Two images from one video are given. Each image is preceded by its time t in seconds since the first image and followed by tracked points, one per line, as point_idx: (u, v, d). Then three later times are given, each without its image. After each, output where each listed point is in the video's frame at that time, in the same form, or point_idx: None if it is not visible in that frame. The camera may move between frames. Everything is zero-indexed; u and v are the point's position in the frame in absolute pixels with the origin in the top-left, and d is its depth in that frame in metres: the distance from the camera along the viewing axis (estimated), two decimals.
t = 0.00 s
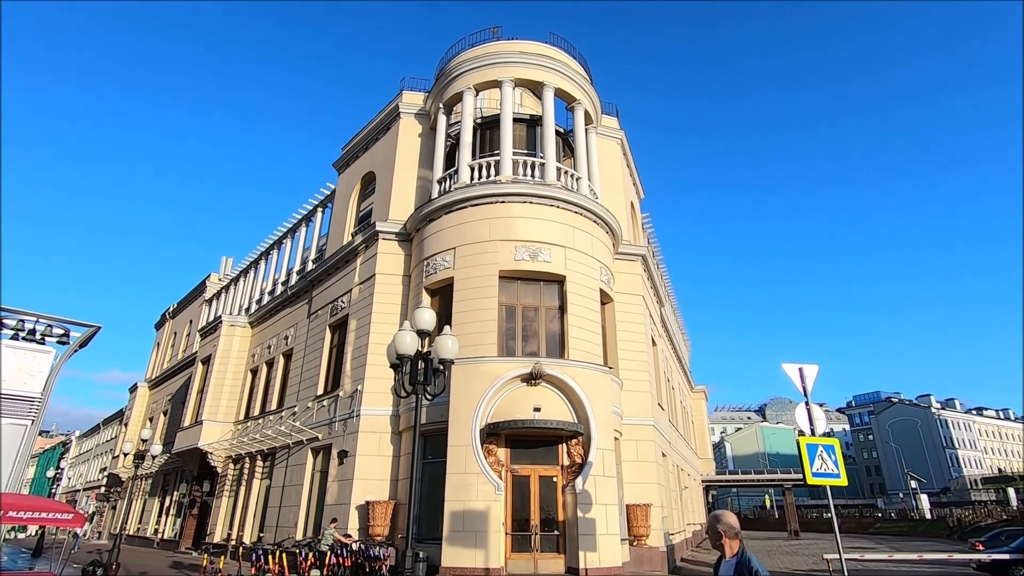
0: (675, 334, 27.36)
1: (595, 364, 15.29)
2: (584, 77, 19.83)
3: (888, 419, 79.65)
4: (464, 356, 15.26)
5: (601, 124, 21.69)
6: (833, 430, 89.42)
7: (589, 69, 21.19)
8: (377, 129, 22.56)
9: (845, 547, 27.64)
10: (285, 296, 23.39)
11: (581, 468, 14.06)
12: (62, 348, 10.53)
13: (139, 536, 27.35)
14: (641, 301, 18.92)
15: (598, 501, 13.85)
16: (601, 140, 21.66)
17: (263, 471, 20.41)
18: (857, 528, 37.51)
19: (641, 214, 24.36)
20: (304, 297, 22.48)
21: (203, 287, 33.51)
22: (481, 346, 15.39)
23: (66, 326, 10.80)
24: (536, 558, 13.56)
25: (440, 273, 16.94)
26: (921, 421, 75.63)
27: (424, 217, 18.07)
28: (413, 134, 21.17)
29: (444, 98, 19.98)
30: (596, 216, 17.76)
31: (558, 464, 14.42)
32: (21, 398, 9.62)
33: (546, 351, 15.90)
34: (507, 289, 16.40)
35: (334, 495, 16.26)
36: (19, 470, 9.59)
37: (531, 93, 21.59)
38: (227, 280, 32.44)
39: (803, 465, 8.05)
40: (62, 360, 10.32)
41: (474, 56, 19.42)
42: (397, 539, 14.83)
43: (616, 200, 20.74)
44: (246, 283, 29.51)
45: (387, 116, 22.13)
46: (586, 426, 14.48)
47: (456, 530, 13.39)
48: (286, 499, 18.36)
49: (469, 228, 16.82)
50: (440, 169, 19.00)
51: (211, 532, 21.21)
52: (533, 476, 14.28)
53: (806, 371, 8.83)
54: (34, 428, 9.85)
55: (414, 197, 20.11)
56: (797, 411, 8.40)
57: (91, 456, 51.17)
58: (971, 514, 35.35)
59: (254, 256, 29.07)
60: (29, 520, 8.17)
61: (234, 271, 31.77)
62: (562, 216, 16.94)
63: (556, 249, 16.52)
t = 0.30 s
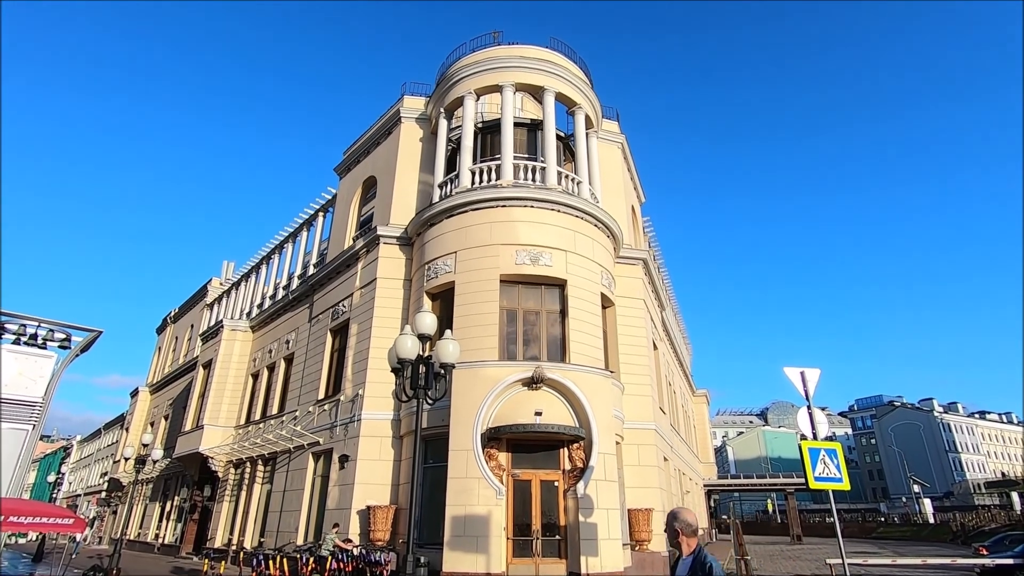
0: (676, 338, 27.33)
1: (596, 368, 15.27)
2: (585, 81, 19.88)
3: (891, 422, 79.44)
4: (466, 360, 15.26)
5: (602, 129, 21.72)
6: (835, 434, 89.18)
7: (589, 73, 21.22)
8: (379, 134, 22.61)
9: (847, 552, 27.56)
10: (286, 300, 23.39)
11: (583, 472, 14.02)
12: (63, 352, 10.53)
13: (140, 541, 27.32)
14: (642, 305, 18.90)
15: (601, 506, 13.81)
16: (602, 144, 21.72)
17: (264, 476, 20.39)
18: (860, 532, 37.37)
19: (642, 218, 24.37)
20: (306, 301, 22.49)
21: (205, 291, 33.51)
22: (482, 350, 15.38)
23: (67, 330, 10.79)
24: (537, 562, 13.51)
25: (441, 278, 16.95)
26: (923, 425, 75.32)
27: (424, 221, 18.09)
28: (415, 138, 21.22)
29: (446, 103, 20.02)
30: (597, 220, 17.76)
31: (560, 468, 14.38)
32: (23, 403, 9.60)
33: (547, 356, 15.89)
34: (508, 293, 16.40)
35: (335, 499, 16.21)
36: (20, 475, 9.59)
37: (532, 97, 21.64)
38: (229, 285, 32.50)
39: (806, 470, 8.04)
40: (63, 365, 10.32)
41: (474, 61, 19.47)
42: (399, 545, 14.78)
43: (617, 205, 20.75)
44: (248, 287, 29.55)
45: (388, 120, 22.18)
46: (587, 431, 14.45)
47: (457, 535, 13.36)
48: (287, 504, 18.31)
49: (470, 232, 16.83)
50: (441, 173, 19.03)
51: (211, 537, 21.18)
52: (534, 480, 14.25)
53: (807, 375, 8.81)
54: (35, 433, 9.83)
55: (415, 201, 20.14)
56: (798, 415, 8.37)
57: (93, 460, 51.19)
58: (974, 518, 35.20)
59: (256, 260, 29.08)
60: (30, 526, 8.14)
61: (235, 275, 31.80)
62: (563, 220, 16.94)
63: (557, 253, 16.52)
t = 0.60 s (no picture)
0: (677, 341, 27.31)
1: (597, 371, 15.26)
2: (585, 85, 19.93)
3: (892, 425, 79.30)
4: (467, 363, 15.25)
5: (602, 131, 21.75)
6: (837, 437, 88.99)
7: (589, 76, 21.26)
8: (379, 137, 22.66)
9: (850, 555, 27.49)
10: (287, 303, 23.40)
11: (584, 476, 13.99)
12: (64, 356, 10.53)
13: (140, 545, 27.30)
14: (643, 308, 18.88)
15: (602, 509, 13.79)
16: (602, 147, 21.76)
17: (264, 479, 20.37)
18: (862, 536, 37.25)
19: (643, 220, 24.36)
20: (306, 304, 22.49)
21: (206, 294, 33.50)
22: (483, 353, 15.37)
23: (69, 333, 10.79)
24: (538, 566, 13.47)
25: (442, 280, 16.95)
26: (925, 427, 75.13)
27: (425, 224, 18.10)
28: (415, 142, 21.26)
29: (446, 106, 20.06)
30: (598, 223, 17.76)
31: (560, 471, 14.35)
32: (25, 406, 9.60)
33: (548, 359, 15.88)
34: (509, 296, 16.40)
35: (336, 502, 16.16)
36: (21, 479, 9.57)
37: (532, 100, 21.68)
38: (229, 288, 32.53)
39: (807, 472, 8.02)
40: (65, 369, 10.32)
41: (475, 64, 19.52)
42: (399, 548, 14.75)
43: (617, 207, 20.76)
44: (248, 290, 29.57)
45: (388, 124, 22.22)
46: (588, 434, 14.43)
47: (458, 538, 13.33)
48: (287, 507, 18.28)
49: (471, 235, 16.84)
50: (442, 176, 19.06)
51: (211, 541, 21.16)
52: (535, 483, 14.23)
53: (808, 377, 8.80)
54: (36, 436, 9.82)
55: (415, 205, 20.16)
56: (799, 417, 8.36)
57: (93, 464, 51.07)
58: (977, 522, 35.12)
59: (257, 263, 29.08)
60: (30, 529, 8.12)
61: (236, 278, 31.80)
62: (564, 223, 16.95)
63: (557, 256, 16.52)
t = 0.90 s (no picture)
0: (677, 343, 27.26)
1: (597, 373, 15.25)
2: (585, 87, 19.94)
3: (894, 427, 79.15)
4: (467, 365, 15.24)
5: (602, 134, 21.78)
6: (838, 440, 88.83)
7: (589, 79, 21.28)
8: (379, 140, 22.70)
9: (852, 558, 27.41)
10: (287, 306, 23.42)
11: (585, 479, 13.98)
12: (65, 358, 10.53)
13: (140, 548, 27.29)
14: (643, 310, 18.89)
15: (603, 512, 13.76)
16: (603, 150, 21.78)
17: (265, 482, 20.36)
18: (864, 538, 37.15)
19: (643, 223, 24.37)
20: (307, 307, 22.50)
21: (206, 297, 33.52)
22: (483, 356, 15.37)
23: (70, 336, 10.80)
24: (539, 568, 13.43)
25: (442, 283, 16.96)
26: (927, 430, 75.01)
27: (426, 227, 18.12)
28: (416, 145, 21.29)
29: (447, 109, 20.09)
30: (599, 225, 17.77)
31: (561, 474, 14.33)
32: (26, 410, 9.61)
33: (549, 361, 15.87)
34: (509, 298, 16.40)
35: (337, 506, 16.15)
36: (21, 482, 9.56)
37: (533, 103, 21.71)
38: (230, 291, 32.56)
39: (808, 475, 8.00)
40: (65, 372, 10.32)
41: (475, 67, 19.55)
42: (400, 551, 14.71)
43: (618, 210, 20.77)
44: (249, 293, 29.59)
45: (388, 127, 22.26)
46: (589, 437, 14.42)
47: (459, 541, 13.31)
48: (288, 510, 18.26)
49: (471, 237, 16.85)
50: (442, 179, 19.08)
51: (212, 544, 21.14)
52: (535, 486, 14.19)
53: (809, 379, 8.79)
54: (36, 439, 9.83)
55: (416, 208, 20.17)
56: (801, 420, 8.34)
57: (93, 467, 51.01)
58: (979, 524, 35.04)
59: (258, 266, 29.10)
60: (31, 532, 8.14)
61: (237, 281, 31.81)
62: (564, 225, 16.95)
63: (558, 258, 16.52)
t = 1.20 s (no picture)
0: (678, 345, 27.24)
1: (597, 376, 15.24)
2: (586, 90, 19.98)
3: (896, 429, 79.01)
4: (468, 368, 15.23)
5: (603, 136, 21.83)
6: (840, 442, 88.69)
7: (590, 81, 21.32)
8: (380, 143, 22.72)
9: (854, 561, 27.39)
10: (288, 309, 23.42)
11: (586, 481, 13.96)
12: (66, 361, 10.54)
13: (141, 551, 27.25)
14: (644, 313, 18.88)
15: (603, 514, 13.72)
16: (603, 152, 21.81)
17: (265, 485, 20.35)
18: (866, 541, 37.06)
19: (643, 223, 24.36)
20: (308, 309, 22.50)
21: (207, 300, 33.51)
22: (485, 358, 15.35)
23: (70, 339, 10.81)
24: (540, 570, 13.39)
25: (443, 286, 16.96)
26: (928, 432, 74.98)
27: (426, 229, 18.13)
28: (417, 147, 21.31)
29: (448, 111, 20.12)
30: (599, 227, 17.79)
31: (562, 476, 14.33)
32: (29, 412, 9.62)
33: (549, 364, 15.84)
34: (511, 301, 16.40)
35: (336, 508, 16.16)
36: (21, 485, 9.55)
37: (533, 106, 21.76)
38: (231, 293, 32.56)
39: (810, 478, 7.97)
40: (67, 375, 10.32)
41: (476, 70, 19.58)
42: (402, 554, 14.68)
43: (619, 212, 20.77)
44: (250, 296, 29.58)
45: (389, 131, 22.31)
46: (590, 440, 14.39)
47: (459, 544, 13.28)
48: (289, 512, 18.23)
49: (472, 240, 16.86)
50: (443, 181, 19.09)
51: (212, 547, 21.12)
52: (536, 489, 14.17)
53: (811, 382, 8.77)
54: (37, 442, 9.84)
55: (416, 210, 20.18)
56: (803, 422, 8.32)
57: (94, 470, 50.94)
58: (981, 526, 34.94)
59: (259, 269, 29.14)
60: (32, 535, 8.11)
61: (238, 283, 31.83)
62: (565, 228, 16.96)
63: (558, 261, 16.52)
